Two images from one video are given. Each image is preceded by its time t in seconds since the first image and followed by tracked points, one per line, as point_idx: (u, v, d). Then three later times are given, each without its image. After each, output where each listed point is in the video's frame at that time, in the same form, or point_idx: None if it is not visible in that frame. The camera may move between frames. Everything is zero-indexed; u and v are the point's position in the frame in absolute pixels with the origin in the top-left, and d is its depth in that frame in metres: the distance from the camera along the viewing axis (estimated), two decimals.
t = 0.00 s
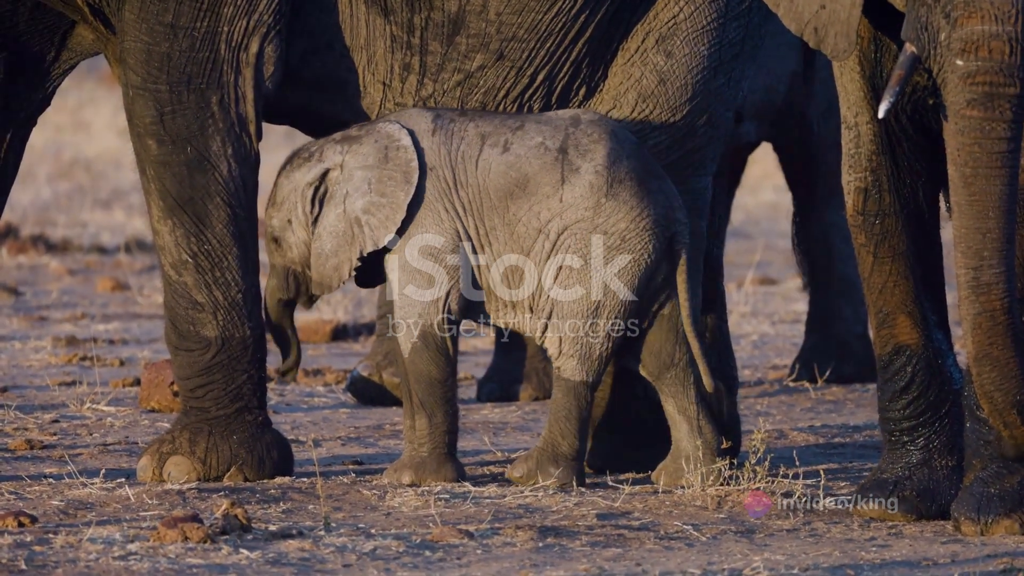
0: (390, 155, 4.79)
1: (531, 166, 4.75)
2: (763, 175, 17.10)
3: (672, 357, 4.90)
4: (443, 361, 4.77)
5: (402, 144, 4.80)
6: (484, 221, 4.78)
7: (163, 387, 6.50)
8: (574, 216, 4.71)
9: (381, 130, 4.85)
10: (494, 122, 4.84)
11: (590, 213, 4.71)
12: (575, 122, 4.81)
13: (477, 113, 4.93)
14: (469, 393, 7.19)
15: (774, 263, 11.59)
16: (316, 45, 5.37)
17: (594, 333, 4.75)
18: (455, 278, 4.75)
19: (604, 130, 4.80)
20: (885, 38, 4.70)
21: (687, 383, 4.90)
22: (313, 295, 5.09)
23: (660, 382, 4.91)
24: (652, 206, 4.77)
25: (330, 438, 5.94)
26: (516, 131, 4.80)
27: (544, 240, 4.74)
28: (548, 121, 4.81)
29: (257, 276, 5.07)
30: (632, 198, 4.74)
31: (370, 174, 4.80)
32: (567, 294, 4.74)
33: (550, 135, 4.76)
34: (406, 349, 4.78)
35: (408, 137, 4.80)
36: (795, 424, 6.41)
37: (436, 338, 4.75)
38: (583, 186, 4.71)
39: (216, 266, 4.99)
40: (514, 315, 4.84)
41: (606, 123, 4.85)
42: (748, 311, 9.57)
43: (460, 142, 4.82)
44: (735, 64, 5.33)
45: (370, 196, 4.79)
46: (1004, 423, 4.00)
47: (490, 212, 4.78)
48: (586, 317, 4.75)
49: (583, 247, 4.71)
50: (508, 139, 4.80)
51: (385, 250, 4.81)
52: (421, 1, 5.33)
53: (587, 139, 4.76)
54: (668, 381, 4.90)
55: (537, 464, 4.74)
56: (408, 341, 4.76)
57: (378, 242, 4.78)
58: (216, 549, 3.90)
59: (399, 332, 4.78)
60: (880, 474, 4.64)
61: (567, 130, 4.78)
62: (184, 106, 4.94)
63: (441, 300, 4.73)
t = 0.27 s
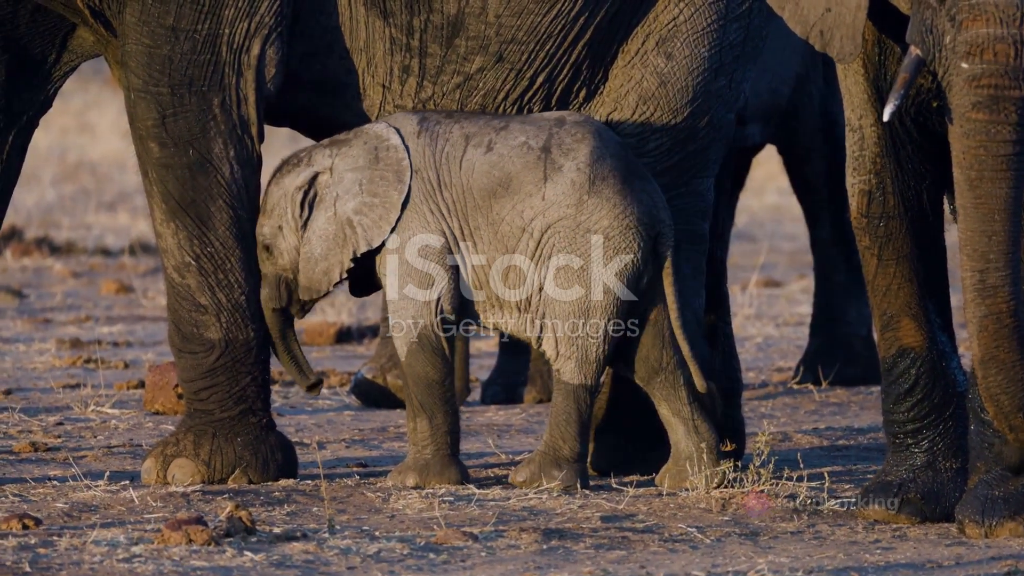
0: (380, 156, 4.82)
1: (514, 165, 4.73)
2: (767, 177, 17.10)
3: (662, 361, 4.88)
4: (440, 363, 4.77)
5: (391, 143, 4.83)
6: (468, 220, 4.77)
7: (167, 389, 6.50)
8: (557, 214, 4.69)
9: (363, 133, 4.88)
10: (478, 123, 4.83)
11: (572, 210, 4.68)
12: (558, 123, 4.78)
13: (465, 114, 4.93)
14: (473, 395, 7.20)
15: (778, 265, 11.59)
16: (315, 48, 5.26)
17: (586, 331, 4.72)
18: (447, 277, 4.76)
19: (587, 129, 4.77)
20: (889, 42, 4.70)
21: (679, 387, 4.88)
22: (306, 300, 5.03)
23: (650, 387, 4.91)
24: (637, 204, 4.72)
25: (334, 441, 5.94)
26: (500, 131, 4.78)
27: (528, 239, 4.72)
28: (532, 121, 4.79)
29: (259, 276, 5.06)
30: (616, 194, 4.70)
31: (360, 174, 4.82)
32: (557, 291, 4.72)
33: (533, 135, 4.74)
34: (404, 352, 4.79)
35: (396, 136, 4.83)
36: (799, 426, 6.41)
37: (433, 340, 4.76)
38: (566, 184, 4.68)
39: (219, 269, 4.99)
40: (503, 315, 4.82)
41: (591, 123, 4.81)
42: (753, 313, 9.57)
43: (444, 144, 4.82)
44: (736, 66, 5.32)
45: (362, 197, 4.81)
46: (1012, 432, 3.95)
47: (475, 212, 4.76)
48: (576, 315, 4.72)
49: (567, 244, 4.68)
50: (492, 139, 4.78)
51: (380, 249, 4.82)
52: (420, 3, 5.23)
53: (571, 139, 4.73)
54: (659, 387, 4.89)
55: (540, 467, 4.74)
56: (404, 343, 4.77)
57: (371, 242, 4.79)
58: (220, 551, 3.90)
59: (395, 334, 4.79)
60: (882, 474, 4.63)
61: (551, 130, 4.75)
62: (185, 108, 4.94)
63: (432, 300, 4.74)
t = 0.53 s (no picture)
0: (398, 159, 4.82)
1: (533, 168, 4.73)
2: (797, 179, 17.07)
3: (685, 365, 4.88)
4: (464, 365, 4.79)
5: (409, 147, 4.83)
6: (487, 224, 4.76)
7: (196, 392, 6.52)
8: (576, 216, 4.68)
9: (382, 137, 4.88)
10: (498, 127, 4.83)
11: (591, 212, 4.68)
12: (577, 127, 4.78)
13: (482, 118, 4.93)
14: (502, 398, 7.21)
15: (808, 267, 11.57)
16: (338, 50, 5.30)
17: (611, 333, 4.69)
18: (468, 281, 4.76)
19: (606, 133, 4.76)
20: (918, 44, 4.69)
21: (700, 387, 4.87)
22: (328, 305, 5.05)
23: (674, 391, 4.90)
24: (657, 206, 4.72)
25: (364, 443, 5.95)
26: (519, 134, 4.79)
27: (548, 241, 4.71)
28: (551, 125, 4.80)
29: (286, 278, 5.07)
30: (635, 197, 4.69)
31: (380, 179, 4.83)
32: (579, 293, 4.70)
33: (552, 138, 4.75)
34: (429, 355, 4.80)
35: (414, 139, 4.83)
36: (829, 429, 6.40)
37: (457, 343, 4.77)
38: (585, 186, 4.68)
39: (246, 272, 5.01)
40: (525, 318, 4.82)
41: (610, 126, 4.81)
42: (782, 316, 9.55)
43: (463, 148, 4.83)
44: (760, 69, 5.28)
45: (381, 201, 4.82)
46: None
47: (493, 215, 4.76)
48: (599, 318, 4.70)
49: (587, 246, 4.68)
50: (511, 142, 4.79)
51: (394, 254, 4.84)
52: (441, 6, 5.24)
53: (590, 141, 4.73)
54: (682, 391, 4.88)
55: (570, 469, 4.74)
56: (429, 346, 4.79)
57: (388, 246, 4.81)
58: (251, 554, 3.92)
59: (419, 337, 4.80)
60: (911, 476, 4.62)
61: (570, 133, 4.75)
62: (210, 111, 4.96)
63: (454, 302, 4.75)
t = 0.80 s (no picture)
0: (429, 167, 4.81)
1: (563, 168, 4.73)
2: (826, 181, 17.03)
3: (714, 366, 4.87)
4: (494, 366, 4.77)
5: (439, 154, 4.82)
6: (517, 225, 4.75)
7: (226, 393, 6.54)
8: (606, 216, 4.68)
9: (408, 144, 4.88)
10: (527, 127, 4.83)
11: (622, 213, 4.68)
12: (606, 127, 4.79)
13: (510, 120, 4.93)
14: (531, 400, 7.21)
15: (838, 270, 11.54)
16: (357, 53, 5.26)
17: (642, 334, 4.69)
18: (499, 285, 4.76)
19: (636, 134, 4.77)
20: (949, 46, 4.66)
21: (732, 390, 4.88)
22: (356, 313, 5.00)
23: (704, 393, 4.90)
24: (688, 207, 4.73)
25: (393, 445, 5.96)
26: (549, 134, 4.78)
27: (578, 242, 4.71)
28: (580, 125, 4.80)
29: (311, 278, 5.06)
30: (666, 198, 4.70)
31: (410, 187, 4.81)
32: (610, 294, 4.70)
33: (581, 139, 4.75)
34: (459, 357, 4.80)
35: (444, 147, 4.82)
36: (859, 431, 6.39)
37: (487, 344, 4.76)
38: (616, 187, 4.69)
39: (272, 273, 5.00)
40: (555, 318, 4.82)
41: (639, 128, 4.82)
42: (812, 317, 9.53)
43: (492, 149, 4.82)
44: (782, 69, 5.31)
45: (413, 210, 4.80)
46: None
47: (524, 215, 4.75)
48: (631, 319, 4.69)
49: (617, 247, 4.68)
50: (540, 143, 4.78)
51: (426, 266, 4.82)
52: (460, 8, 5.24)
53: (619, 142, 4.74)
54: (712, 392, 4.89)
55: (600, 471, 4.74)
56: (459, 348, 4.79)
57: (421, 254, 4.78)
58: (280, 555, 3.93)
59: (450, 340, 4.80)
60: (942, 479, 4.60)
61: (599, 135, 4.76)
62: (233, 114, 4.94)
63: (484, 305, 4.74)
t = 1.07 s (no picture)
0: (449, 173, 4.80)
1: (581, 172, 4.71)
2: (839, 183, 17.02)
3: (733, 367, 4.89)
4: (511, 368, 4.77)
5: (459, 160, 4.80)
6: (535, 229, 4.74)
7: (239, 395, 6.56)
8: (625, 219, 4.66)
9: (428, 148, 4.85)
10: (544, 130, 4.81)
11: (641, 216, 4.66)
12: (623, 130, 4.77)
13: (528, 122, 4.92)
14: (543, 402, 7.22)
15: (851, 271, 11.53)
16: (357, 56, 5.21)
17: (662, 336, 4.68)
18: (511, 285, 4.73)
19: (654, 136, 4.76)
20: (962, 48, 4.64)
21: (749, 391, 4.89)
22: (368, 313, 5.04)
23: (723, 393, 4.92)
24: (706, 209, 4.72)
25: (406, 447, 5.97)
26: (566, 137, 4.76)
27: (597, 245, 4.70)
28: (597, 128, 4.79)
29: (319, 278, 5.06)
30: (684, 200, 4.69)
31: (430, 193, 4.81)
32: (629, 296, 4.69)
33: (599, 141, 4.73)
34: (476, 357, 4.79)
35: (465, 153, 4.80)
36: (872, 432, 6.39)
37: (502, 346, 4.75)
38: (634, 190, 4.67)
39: (280, 274, 5.01)
40: (573, 320, 4.79)
41: (656, 130, 4.80)
42: (825, 319, 9.52)
43: (509, 151, 4.81)
44: (781, 69, 5.29)
45: (433, 215, 4.80)
46: None
47: (541, 218, 4.74)
48: (651, 322, 4.68)
49: (636, 250, 4.66)
50: (558, 145, 4.76)
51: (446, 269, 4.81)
52: (457, 10, 5.21)
53: (637, 145, 4.72)
54: (731, 392, 4.90)
55: (613, 473, 4.74)
56: (476, 349, 4.78)
57: (443, 261, 4.78)
58: (292, 557, 3.93)
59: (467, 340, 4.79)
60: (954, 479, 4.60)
61: (616, 137, 4.74)
62: (236, 116, 4.93)
63: (502, 308, 4.73)
